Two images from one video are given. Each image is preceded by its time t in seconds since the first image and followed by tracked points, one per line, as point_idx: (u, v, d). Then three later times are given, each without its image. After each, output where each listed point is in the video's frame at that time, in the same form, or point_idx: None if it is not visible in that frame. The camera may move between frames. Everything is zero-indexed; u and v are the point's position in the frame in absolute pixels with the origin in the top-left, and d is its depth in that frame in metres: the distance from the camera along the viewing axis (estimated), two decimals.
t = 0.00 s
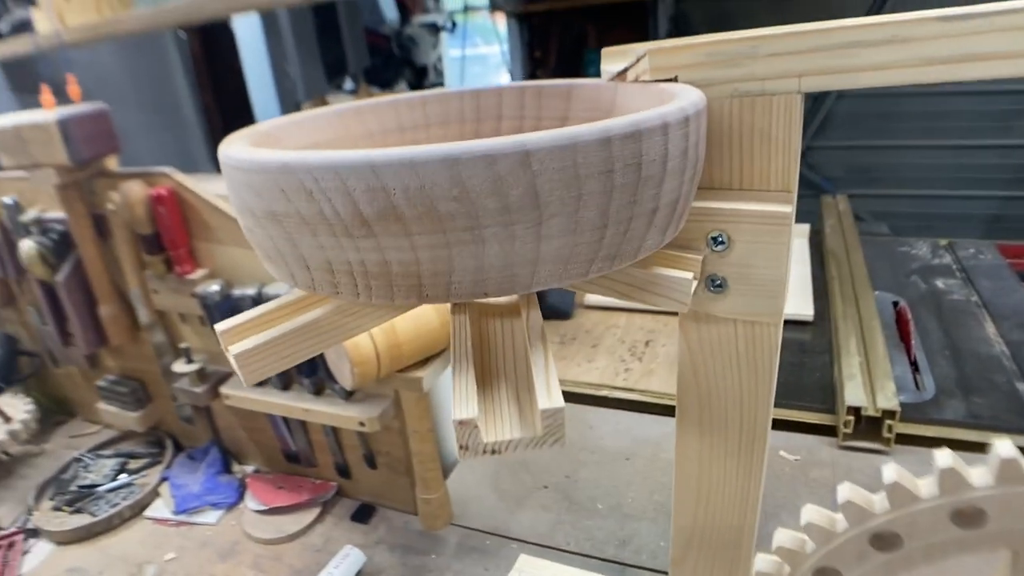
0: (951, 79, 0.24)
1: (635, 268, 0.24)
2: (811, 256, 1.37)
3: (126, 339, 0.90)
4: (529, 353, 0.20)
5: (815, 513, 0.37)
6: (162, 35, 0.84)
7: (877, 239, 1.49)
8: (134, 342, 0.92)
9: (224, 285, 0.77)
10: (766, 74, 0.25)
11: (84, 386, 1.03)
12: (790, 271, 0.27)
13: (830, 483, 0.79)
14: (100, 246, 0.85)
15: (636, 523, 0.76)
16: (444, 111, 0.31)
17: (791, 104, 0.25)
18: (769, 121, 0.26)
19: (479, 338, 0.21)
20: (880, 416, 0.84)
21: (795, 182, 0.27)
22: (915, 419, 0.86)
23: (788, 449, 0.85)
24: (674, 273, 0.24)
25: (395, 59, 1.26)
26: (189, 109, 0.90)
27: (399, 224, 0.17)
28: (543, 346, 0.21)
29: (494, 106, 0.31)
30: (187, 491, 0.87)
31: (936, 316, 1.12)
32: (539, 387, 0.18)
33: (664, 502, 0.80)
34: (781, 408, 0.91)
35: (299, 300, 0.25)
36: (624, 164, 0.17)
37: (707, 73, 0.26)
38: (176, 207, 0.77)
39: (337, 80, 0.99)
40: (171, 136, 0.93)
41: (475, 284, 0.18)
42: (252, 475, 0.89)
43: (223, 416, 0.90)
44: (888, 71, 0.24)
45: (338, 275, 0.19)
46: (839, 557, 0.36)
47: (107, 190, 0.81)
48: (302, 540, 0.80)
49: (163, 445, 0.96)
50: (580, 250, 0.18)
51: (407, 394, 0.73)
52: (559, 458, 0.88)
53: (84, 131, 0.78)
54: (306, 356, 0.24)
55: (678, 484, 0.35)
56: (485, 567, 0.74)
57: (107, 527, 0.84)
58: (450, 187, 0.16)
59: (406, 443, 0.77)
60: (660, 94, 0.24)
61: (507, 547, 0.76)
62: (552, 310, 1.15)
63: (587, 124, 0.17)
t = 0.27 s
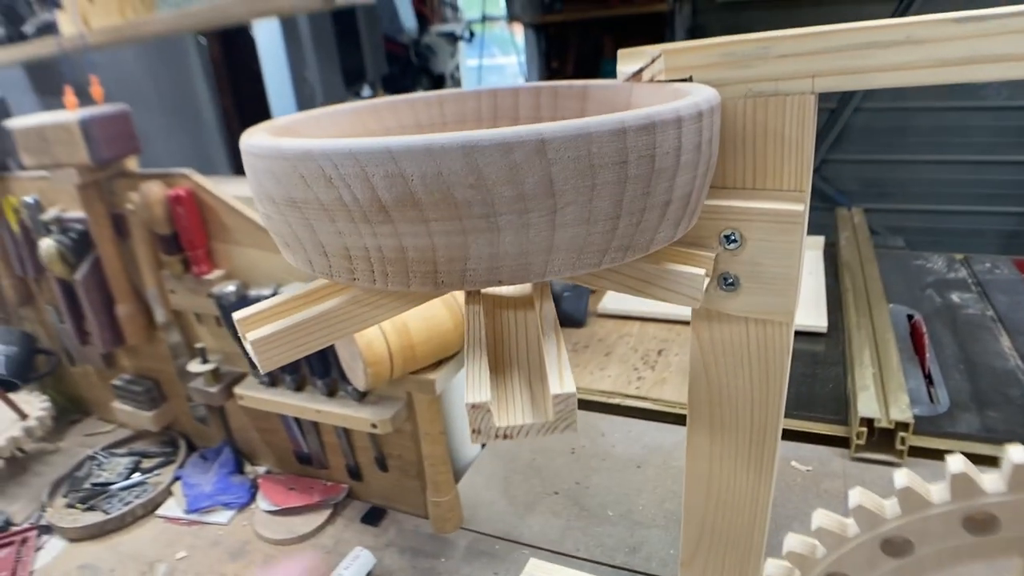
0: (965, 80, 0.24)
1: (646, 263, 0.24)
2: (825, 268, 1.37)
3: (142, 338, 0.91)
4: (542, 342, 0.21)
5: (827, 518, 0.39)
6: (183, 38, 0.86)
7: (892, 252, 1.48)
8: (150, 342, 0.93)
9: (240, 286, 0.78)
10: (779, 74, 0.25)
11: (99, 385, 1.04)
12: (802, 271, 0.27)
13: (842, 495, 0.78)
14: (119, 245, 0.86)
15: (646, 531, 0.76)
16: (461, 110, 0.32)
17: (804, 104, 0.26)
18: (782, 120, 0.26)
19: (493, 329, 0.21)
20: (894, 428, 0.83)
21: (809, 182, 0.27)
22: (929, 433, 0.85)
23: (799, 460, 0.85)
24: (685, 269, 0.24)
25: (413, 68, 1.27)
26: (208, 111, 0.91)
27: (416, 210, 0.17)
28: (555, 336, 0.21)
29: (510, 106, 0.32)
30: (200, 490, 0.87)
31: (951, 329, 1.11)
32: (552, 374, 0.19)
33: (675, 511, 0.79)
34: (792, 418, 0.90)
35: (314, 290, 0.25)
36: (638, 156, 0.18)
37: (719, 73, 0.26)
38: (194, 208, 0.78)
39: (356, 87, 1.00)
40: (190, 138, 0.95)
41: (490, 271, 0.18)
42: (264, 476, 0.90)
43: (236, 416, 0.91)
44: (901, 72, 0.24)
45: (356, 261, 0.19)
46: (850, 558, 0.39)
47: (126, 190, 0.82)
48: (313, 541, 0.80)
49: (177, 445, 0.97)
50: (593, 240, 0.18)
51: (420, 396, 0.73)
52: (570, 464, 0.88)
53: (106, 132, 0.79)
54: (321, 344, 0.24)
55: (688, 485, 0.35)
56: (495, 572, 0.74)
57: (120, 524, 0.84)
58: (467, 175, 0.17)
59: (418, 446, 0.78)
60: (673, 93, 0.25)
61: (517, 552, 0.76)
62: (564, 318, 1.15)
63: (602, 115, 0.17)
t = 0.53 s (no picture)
0: (959, 92, 0.24)
1: (638, 273, 0.24)
2: (825, 277, 1.37)
3: (141, 343, 0.91)
4: (530, 354, 0.21)
5: (823, 530, 0.40)
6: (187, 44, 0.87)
7: (893, 262, 1.48)
8: (149, 347, 0.93)
9: (239, 292, 0.78)
10: (773, 85, 0.25)
11: (98, 389, 1.04)
12: (796, 283, 0.27)
13: (841, 505, 0.78)
14: (118, 250, 0.87)
15: (643, 540, 0.76)
16: (457, 118, 0.32)
17: (798, 115, 0.25)
18: (776, 132, 0.26)
19: (485, 341, 0.21)
20: (892, 438, 0.83)
21: (803, 194, 0.27)
22: (928, 443, 0.85)
23: (797, 469, 0.85)
24: (677, 280, 0.24)
25: (416, 75, 1.28)
26: (212, 117, 0.94)
27: (404, 221, 0.17)
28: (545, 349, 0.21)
29: (506, 114, 0.32)
30: (197, 496, 0.87)
31: (951, 339, 1.11)
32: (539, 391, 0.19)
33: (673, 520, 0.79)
34: (789, 427, 0.90)
35: (305, 299, 0.25)
36: (627, 168, 0.18)
37: (713, 85, 0.26)
38: (193, 213, 0.78)
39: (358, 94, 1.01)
40: (192, 143, 0.96)
41: (478, 282, 0.18)
42: (261, 482, 0.90)
43: (235, 421, 0.91)
44: (895, 84, 0.24)
45: (344, 271, 0.19)
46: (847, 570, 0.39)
47: (127, 195, 0.83)
48: (309, 548, 0.80)
49: (175, 450, 0.97)
50: (583, 251, 0.18)
51: (418, 403, 0.74)
52: (568, 472, 0.88)
53: (107, 136, 0.80)
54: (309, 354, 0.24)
55: (682, 496, 0.34)
56: None
57: (117, 530, 0.84)
58: (454, 185, 0.17)
59: (416, 453, 0.78)
60: (666, 104, 0.25)
61: (513, 560, 0.75)
62: (564, 325, 1.15)
63: (591, 127, 0.17)
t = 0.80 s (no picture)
0: (950, 105, 0.24)
1: (631, 283, 0.24)
2: (823, 281, 1.37)
3: (139, 348, 0.91)
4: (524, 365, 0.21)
5: (817, 536, 0.40)
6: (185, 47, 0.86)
7: (890, 266, 1.48)
8: (147, 351, 0.93)
9: (237, 296, 0.78)
10: (766, 97, 0.26)
11: (96, 393, 1.04)
12: (789, 293, 0.27)
13: (837, 509, 0.78)
14: (116, 254, 0.87)
15: (640, 544, 0.76)
16: (453, 126, 0.32)
17: (791, 126, 0.26)
18: (768, 143, 0.26)
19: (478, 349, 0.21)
20: (888, 442, 0.83)
21: (795, 204, 0.27)
22: (924, 447, 0.85)
23: (794, 473, 0.85)
24: (670, 290, 0.24)
25: (414, 79, 1.28)
26: (210, 121, 0.92)
27: (397, 235, 0.17)
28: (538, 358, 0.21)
29: (501, 123, 0.32)
30: (195, 501, 0.87)
31: (947, 343, 1.11)
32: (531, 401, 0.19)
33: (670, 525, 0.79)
34: (785, 431, 0.91)
35: (300, 308, 0.25)
36: (619, 182, 0.18)
37: (707, 96, 0.26)
38: (191, 218, 0.79)
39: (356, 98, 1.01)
40: (190, 147, 0.96)
41: (471, 295, 0.18)
42: (259, 486, 0.90)
43: (233, 426, 0.91)
44: (887, 96, 0.24)
45: (339, 283, 0.19)
46: None
47: (125, 200, 0.83)
48: (307, 553, 0.80)
49: (173, 455, 0.97)
50: (576, 264, 0.19)
51: (415, 408, 0.74)
52: (565, 476, 0.88)
53: (105, 140, 0.80)
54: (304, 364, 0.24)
55: (677, 503, 0.35)
56: None
57: (114, 534, 0.84)
58: (446, 200, 0.17)
59: (413, 458, 0.78)
60: (661, 115, 0.25)
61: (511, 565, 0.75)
62: (561, 329, 1.15)
63: (583, 142, 0.18)
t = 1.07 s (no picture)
0: (939, 108, 0.24)
1: (621, 288, 0.24)
2: (819, 282, 1.37)
3: (134, 351, 0.91)
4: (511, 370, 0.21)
5: (809, 539, 0.40)
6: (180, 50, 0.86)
7: (887, 266, 1.48)
8: (142, 354, 0.93)
9: (231, 299, 0.78)
10: (755, 101, 0.25)
11: (91, 397, 1.04)
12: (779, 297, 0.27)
13: (833, 510, 0.78)
14: (111, 257, 0.86)
15: (636, 546, 0.76)
16: (443, 130, 0.32)
17: (779, 130, 0.26)
18: (757, 146, 0.26)
19: (465, 357, 0.21)
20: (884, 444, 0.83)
21: (785, 208, 0.27)
22: (920, 448, 0.85)
23: (789, 475, 0.85)
24: (659, 294, 0.24)
25: (410, 80, 1.28)
26: (206, 123, 0.92)
27: (381, 241, 0.17)
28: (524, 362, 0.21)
29: (491, 127, 0.32)
30: (190, 504, 0.87)
31: (943, 344, 1.11)
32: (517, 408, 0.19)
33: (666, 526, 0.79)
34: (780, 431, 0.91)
35: (287, 314, 0.25)
36: (604, 186, 0.18)
37: (695, 100, 0.26)
38: (186, 221, 0.78)
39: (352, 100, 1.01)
40: (185, 150, 0.95)
41: (456, 301, 0.18)
42: (255, 489, 0.89)
43: (228, 429, 0.91)
44: (875, 99, 0.24)
45: (324, 290, 0.19)
46: None
47: (120, 203, 0.83)
48: (303, 556, 0.80)
49: (168, 458, 0.97)
50: (561, 270, 0.18)
51: (410, 411, 0.73)
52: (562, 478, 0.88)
53: (99, 143, 0.80)
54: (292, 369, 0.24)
55: (669, 506, 0.34)
56: None
57: (109, 538, 0.84)
58: (429, 205, 0.17)
59: (409, 461, 0.78)
60: (649, 119, 0.25)
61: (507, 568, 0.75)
62: (558, 330, 1.15)
63: (567, 147, 0.17)
